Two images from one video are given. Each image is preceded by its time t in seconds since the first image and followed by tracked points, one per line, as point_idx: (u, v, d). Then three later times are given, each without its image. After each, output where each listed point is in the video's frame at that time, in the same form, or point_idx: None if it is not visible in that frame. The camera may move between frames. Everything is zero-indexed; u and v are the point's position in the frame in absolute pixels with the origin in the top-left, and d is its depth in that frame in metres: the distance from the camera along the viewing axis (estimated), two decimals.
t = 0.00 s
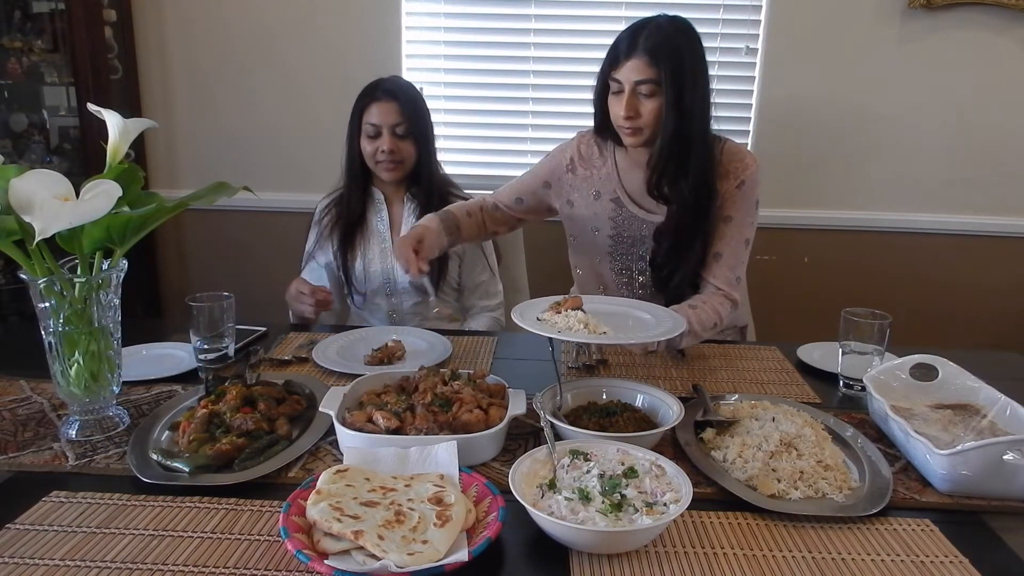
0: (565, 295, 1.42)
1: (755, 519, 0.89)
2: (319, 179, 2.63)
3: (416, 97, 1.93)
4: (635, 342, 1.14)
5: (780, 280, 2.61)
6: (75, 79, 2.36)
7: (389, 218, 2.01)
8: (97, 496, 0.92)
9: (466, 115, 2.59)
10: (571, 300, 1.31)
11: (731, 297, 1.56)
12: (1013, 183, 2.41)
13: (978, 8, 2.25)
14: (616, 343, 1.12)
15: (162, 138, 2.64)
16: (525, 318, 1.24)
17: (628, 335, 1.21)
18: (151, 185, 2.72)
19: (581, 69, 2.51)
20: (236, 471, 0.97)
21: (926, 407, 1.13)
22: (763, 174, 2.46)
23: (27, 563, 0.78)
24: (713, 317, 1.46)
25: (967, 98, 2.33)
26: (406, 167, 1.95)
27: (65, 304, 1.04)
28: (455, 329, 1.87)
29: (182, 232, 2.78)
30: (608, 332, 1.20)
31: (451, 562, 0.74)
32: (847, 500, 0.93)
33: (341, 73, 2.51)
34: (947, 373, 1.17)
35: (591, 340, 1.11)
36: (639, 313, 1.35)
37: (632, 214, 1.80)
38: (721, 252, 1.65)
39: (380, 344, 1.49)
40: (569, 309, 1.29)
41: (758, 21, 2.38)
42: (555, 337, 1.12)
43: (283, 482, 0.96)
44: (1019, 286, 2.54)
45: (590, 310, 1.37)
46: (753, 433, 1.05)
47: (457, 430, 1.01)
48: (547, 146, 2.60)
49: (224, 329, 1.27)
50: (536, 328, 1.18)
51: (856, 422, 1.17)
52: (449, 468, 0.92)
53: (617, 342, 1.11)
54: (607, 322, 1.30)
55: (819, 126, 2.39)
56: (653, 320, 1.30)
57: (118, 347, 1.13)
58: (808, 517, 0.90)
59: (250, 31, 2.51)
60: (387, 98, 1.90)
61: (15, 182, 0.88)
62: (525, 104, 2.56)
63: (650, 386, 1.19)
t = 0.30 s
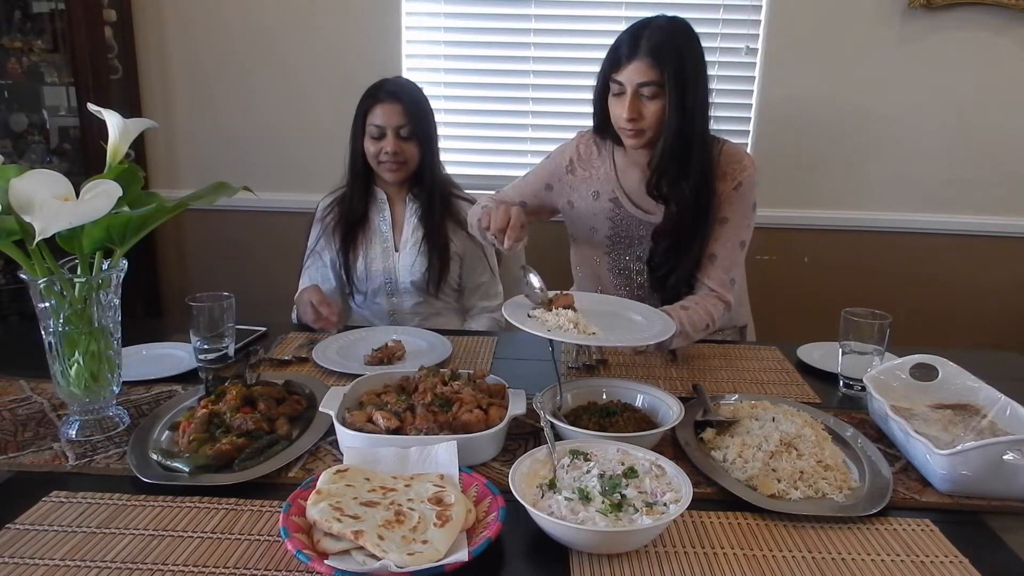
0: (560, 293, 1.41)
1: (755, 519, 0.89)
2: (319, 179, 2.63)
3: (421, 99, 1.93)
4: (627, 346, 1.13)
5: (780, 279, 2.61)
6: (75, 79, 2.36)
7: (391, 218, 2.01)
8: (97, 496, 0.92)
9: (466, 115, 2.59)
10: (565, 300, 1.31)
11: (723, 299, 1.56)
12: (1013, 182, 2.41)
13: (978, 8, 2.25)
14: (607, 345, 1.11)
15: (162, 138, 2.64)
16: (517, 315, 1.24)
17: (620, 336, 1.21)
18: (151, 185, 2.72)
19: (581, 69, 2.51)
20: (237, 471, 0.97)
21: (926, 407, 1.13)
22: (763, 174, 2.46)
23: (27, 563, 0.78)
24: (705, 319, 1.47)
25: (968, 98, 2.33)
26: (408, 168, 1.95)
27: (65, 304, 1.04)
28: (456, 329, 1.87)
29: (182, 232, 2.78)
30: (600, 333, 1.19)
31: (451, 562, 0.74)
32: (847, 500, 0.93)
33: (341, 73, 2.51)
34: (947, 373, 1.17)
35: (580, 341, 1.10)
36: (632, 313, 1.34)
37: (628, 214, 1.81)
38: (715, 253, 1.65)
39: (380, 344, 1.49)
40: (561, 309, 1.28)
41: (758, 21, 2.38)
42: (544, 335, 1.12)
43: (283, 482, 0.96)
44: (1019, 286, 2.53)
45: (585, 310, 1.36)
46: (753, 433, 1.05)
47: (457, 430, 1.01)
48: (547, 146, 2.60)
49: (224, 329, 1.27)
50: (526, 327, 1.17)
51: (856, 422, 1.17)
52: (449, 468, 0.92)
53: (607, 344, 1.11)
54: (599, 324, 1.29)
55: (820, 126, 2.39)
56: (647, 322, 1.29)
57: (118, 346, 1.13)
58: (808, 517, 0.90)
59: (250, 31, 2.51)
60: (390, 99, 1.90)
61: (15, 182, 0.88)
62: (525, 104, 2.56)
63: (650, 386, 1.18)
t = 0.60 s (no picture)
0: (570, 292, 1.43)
1: (756, 519, 0.89)
2: (319, 179, 2.63)
3: (430, 101, 1.94)
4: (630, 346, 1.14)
5: (781, 279, 2.61)
6: (75, 79, 2.36)
7: (397, 219, 2.01)
8: (97, 496, 0.92)
9: (466, 115, 2.59)
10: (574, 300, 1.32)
11: (725, 298, 1.55)
12: (1013, 182, 2.41)
13: (978, 7, 2.24)
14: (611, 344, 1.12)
15: (162, 138, 2.64)
16: (524, 313, 1.25)
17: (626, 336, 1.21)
18: (151, 185, 2.72)
19: (581, 69, 2.51)
20: (237, 471, 0.97)
21: (925, 407, 1.13)
22: (763, 174, 2.46)
23: (26, 563, 0.78)
24: (707, 319, 1.47)
25: (967, 98, 2.33)
26: (416, 170, 1.96)
27: (65, 304, 1.04)
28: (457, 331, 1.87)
29: (182, 232, 2.78)
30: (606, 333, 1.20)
31: (451, 562, 0.74)
32: (847, 500, 0.93)
33: (341, 72, 2.51)
34: (947, 373, 1.17)
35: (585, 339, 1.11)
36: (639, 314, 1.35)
37: (628, 213, 1.81)
38: (716, 254, 1.66)
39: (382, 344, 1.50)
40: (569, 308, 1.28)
41: (758, 21, 2.38)
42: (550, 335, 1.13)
43: (283, 482, 0.96)
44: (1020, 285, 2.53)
45: (593, 309, 1.37)
46: (753, 433, 1.05)
47: (457, 430, 1.01)
48: (547, 146, 2.60)
49: (224, 329, 1.27)
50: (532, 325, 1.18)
51: (855, 422, 1.17)
52: (449, 468, 0.92)
53: (611, 343, 1.11)
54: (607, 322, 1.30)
55: (820, 126, 2.39)
56: (653, 322, 1.30)
57: (118, 346, 1.13)
58: (808, 517, 0.90)
59: (250, 31, 2.51)
60: (398, 101, 1.90)
61: (15, 182, 0.88)
62: (525, 104, 2.56)
63: (650, 386, 1.19)
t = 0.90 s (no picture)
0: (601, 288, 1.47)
1: (756, 519, 0.89)
2: (319, 179, 2.63)
3: (435, 102, 1.94)
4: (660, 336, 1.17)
5: (781, 279, 2.61)
6: (75, 79, 2.36)
7: (400, 220, 2.01)
8: (97, 496, 0.92)
9: (466, 115, 2.59)
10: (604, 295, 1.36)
11: (737, 296, 1.58)
12: (1013, 182, 2.41)
13: (978, 7, 2.24)
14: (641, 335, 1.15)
15: (162, 138, 2.64)
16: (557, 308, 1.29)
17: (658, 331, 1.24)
18: (151, 185, 2.72)
19: (580, 69, 2.51)
20: (237, 471, 0.97)
21: (925, 407, 1.13)
22: (763, 174, 2.46)
23: (27, 563, 0.78)
24: (723, 314, 1.49)
25: (967, 98, 2.33)
26: (420, 171, 1.96)
27: (65, 304, 1.04)
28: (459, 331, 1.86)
29: (182, 232, 2.78)
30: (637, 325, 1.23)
31: (451, 562, 0.74)
32: (847, 500, 0.93)
33: (341, 73, 2.51)
34: (947, 373, 1.17)
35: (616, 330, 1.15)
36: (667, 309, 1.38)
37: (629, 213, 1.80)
38: (726, 254, 1.66)
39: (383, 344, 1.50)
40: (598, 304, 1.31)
41: (758, 21, 2.38)
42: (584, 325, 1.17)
43: (283, 482, 0.96)
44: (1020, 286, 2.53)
45: (624, 304, 1.40)
46: (752, 433, 1.05)
47: (457, 429, 1.01)
48: (547, 146, 2.61)
49: (224, 329, 1.27)
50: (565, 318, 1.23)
51: (856, 422, 1.17)
52: (449, 468, 0.92)
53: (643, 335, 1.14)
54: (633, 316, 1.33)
55: (820, 127, 2.39)
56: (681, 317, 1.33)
57: (118, 346, 1.13)
58: (808, 517, 0.90)
59: (250, 31, 2.51)
60: (403, 101, 1.91)
61: (15, 182, 0.88)
62: (525, 104, 2.56)
63: (650, 386, 1.19)
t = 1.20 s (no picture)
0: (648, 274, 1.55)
1: (756, 519, 0.89)
2: (319, 179, 2.63)
3: (435, 104, 1.94)
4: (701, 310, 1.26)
5: (780, 279, 2.61)
6: (75, 80, 2.37)
7: (400, 221, 2.01)
8: (97, 496, 0.92)
9: (466, 115, 2.59)
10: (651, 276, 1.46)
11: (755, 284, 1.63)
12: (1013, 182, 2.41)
13: (978, 7, 2.24)
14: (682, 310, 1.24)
15: (162, 138, 2.64)
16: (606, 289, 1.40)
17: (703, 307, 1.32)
18: (151, 185, 2.72)
19: (580, 69, 2.51)
20: (237, 471, 0.97)
21: (925, 407, 1.13)
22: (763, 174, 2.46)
23: (27, 563, 0.78)
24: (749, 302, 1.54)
25: (967, 98, 2.33)
26: (419, 171, 1.96)
27: (65, 304, 1.04)
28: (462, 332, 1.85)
29: (182, 232, 2.78)
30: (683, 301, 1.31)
31: (451, 562, 0.74)
32: (848, 500, 0.93)
33: (341, 73, 2.51)
34: (947, 373, 1.17)
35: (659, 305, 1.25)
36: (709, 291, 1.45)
37: (632, 215, 1.79)
38: (741, 247, 1.69)
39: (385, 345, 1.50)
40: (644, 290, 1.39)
41: (758, 21, 2.38)
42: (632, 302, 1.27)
43: (283, 482, 0.96)
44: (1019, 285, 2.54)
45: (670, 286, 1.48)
46: (752, 434, 1.05)
47: (457, 429, 1.01)
48: (547, 146, 2.61)
49: (224, 329, 1.27)
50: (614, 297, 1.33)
51: (855, 422, 1.17)
52: (449, 468, 0.92)
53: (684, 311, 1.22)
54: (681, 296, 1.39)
55: (821, 127, 2.39)
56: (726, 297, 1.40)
57: (118, 346, 1.13)
58: (808, 517, 0.90)
59: (249, 31, 2.51)
60: (403, 101, 1.91)
61: (15, 182, 0.88)
62: (525, 104, 2.56)
63: (650, 386, 1.19)
